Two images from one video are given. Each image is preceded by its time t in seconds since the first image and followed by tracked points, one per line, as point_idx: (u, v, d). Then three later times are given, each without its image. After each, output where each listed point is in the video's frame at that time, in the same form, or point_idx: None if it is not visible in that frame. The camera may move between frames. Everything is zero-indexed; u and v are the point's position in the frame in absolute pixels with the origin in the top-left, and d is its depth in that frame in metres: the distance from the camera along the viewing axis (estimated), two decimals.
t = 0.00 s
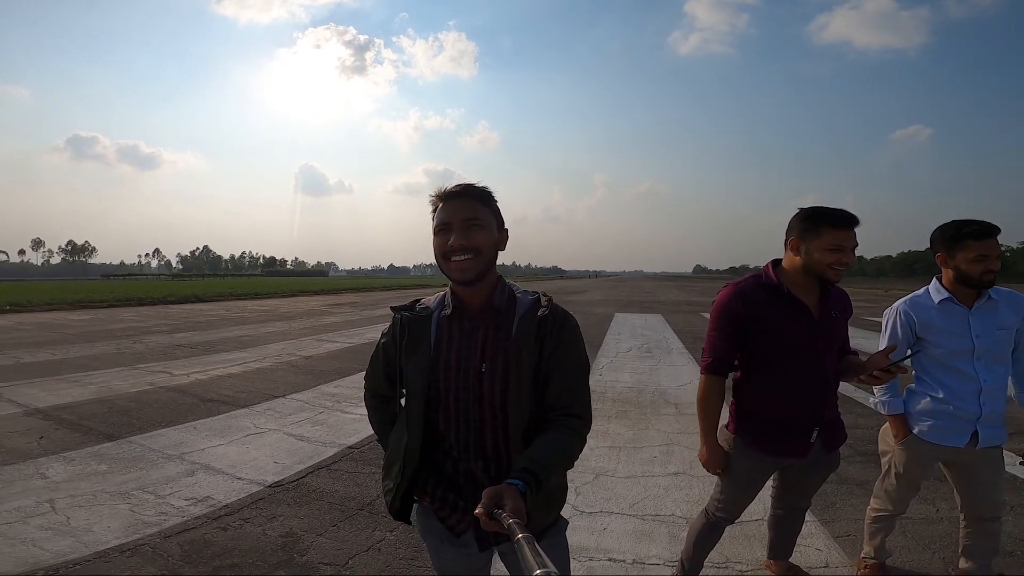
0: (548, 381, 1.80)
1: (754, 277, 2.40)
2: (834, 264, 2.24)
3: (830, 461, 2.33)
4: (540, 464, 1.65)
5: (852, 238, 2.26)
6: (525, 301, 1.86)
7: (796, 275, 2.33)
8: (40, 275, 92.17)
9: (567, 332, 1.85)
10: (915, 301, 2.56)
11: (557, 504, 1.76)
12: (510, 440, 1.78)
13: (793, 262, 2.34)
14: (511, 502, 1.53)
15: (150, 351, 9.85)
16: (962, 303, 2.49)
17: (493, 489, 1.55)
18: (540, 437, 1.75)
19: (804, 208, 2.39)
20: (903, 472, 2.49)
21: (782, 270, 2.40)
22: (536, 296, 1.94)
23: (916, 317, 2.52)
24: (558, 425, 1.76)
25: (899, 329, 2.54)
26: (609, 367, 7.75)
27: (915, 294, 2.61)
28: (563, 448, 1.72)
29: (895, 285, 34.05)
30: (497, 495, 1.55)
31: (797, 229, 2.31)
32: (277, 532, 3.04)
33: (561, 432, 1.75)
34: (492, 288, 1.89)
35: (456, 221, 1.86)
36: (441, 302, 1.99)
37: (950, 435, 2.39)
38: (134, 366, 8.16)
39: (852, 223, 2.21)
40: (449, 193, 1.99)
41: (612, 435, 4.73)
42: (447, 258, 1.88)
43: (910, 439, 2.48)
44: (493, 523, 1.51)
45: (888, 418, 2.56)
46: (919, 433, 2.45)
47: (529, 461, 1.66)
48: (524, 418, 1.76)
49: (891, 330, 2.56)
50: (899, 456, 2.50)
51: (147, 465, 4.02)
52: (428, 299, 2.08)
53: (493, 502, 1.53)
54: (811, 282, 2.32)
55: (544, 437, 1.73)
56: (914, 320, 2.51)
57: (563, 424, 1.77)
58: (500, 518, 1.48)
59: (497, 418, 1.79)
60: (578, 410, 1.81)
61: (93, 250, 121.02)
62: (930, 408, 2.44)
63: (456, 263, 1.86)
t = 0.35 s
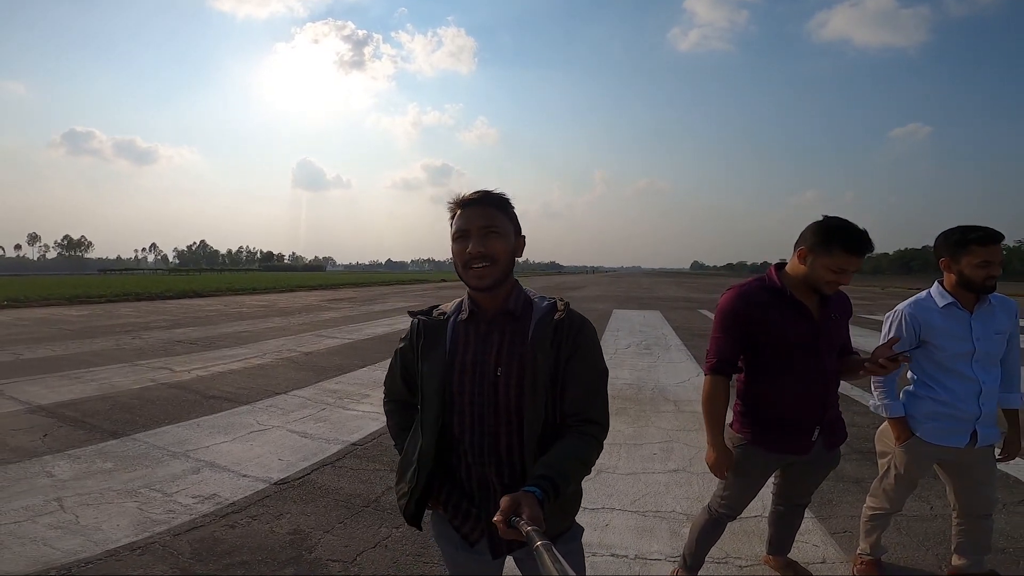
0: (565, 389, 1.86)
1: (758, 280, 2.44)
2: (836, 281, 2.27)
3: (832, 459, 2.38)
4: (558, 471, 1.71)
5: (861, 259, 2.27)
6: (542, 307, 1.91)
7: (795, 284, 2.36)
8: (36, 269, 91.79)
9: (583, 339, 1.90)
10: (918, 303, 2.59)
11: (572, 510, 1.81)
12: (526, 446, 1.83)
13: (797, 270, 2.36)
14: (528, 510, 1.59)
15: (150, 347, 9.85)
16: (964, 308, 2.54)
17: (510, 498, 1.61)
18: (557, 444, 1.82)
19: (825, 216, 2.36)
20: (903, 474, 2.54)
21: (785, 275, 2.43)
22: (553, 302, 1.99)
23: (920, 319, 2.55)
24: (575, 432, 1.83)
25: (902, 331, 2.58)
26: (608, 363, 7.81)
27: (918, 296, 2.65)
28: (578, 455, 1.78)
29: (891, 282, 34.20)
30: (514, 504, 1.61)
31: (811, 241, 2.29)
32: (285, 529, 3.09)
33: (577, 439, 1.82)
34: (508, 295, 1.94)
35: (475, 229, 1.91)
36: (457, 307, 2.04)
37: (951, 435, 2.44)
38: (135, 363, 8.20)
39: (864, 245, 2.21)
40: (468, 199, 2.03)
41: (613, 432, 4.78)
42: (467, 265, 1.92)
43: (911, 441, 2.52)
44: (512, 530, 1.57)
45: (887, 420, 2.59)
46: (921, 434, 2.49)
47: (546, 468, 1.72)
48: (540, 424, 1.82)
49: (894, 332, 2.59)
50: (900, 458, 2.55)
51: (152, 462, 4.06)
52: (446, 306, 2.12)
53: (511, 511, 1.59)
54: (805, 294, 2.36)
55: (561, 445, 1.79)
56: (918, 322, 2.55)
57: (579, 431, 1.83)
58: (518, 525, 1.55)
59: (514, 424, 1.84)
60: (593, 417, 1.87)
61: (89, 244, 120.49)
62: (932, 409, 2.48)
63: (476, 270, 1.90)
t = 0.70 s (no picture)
0: (566, 400, 1.85)
1: (760, 282, 2.44)
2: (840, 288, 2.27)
3: (830, 462, 2.38)
4: (556, 486, 1.71)
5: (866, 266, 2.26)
6: (543, 315, 1.90)
7: (797, 287, 2.35)
8: (30, 262, 91.18)
9: (584, 349, 1.88)
10: (923, 308, 2.58)
11: (570, 523, 1.81)
12: (525, 458, 1.82)
13: (801, 274, 2.35)
14: (526, 526, 1.58)
15: (145, 341, 9.80)
16: (967, 313, 2.55)
17: (508, 514, 1.61)
18: (556, 456, 1.81)
19: (835, 221, 2.33)
20: (899, 479, 2.55)
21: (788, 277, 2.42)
22: (554, 309, 1.97)
23: (925, 324, 2.54)
24: (575, 444, 1.82)
25: (907, 335, 2.57)
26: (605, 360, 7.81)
27: (921, 301, 2.64)
28: (577, 467, 1.78)
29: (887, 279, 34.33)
30: (513, 520, 1.60)
31: (818, 245, 2.27)
32: (281, 528, 3.08)
33: (577, 451, 1.82)
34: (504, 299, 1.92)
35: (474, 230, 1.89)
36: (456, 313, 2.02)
37: (952, 441, 2.44)
38: (129, 357, 8.15)
39: (871, 254, 2.20)
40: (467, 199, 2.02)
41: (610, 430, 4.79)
42: (465, 267, 1.90)
43: (909, 447, 2.53)
44: (511, 548, 1.56)
45: (886, 425, 2.58)
46: (922, 439, 2.49)
47: (545, 483, 1.71)
48: (540, 435, 1.81)
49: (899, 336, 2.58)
50: (897, 464, 2.56)
51: (147, 460, 4.04)
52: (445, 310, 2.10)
53: (510, 528, 1.58)
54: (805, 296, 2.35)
55: (560, 457, 1.79)
56: (924, 327, 2.54)
57: (579, 442, 1.83)
58: (517, 542, 1.54)
59: (514, 435, 1.83)
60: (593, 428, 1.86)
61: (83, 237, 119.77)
62: (934, 415, 2.48)
63: (473, 272, 1.89)
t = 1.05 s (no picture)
0: (564, 394, 1.86)
1: (760, 276, 2.42)
2: (836, 282, 2.26)
3: (827, 457, 2.37)
4: (554, 480, 1.71)
5: (864, 261, 2.25)
6: (541, 306, 1.88)
7: (793, 281, 2.34)
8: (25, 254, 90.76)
9: (582, 343, 1.88)
10: (917, 304, 2.58)
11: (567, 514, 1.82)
12: (522, 451, 1.82)
13: (798, 268, 2.34)
14: (524, 519, 1.59)
15: (140, 334, 9.75)
16: (962, 310, 2.54)
17: (505, 508, 1.62)
18: (554, 449, 1.81)
19: (835, 216, 2.31)
20: (893, 475, 2.55)
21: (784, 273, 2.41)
22: (552, 300, 1.96)
23: (919, 320, 2.54)
24: (572, 438, 1.83)
25: (901, 332, 2.56)
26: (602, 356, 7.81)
27: (917, 297, 2.63)
28: (575, 460, 1.79)
29: (883, 278, 34.43)
30: (510, 514, 1.62)
31: (815, 239, 2.26)
32: (276, 522, 3.06)
33: (574, 444, 1.83)
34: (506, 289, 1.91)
35: (488, 216, 1.87)
36: (450, 303, 1.98)
37: (945, 438, 2.44)
38: (124, 350, 8.11)
39: (869, 248, 2.18)
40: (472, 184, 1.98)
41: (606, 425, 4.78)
42: (473, 253, 1.86)
43: (904, 442, 2.52)
44: (510, 541, 1.58)
45: (881, 421, 2.58)
46: (915, 436, 2.50)
47: (543, 477, 1.72)
48: (538, 429, 1.81)
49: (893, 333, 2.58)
50: (891, 460, 2.56)
51: (141, 453, 4.02)
52: (436, 299, 2.07)
53: (507, 521, 1.60)
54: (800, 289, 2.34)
55: (558, 451, 1.79)
56: (917, 324, 2.53)
57: (576, 435, 1.83)
58: (514, 535, 1.55)
59: (510, 428, 1.83)
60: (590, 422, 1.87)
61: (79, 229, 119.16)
62: (928, 411, 2.48)
63: (485, 258, 1.85)
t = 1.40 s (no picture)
0: (571, 381, 1.83)
1: (765, 269, 2.39)
2: (844, 275, 2.22)
3: (832, 453, 2.34)
4: (563, 467, 1.69)
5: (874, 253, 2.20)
6: (548, 293, 1.85)
7: (800, 274, 2.31)
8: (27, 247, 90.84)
9: (588, 331, 1.86)
10: (921, 299, 2.54)
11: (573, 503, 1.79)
12: (529, 439, 1.80)
13: (805, 261, 2.31)
14: (536, 507, 1.58)
15: (140, 326, 9.73)
16: (967, 304, 2.50)
17: (516, 496, 1.61)
18: (560, 437, 1.79)
19: (844, 208, 2.27)
20: (895, 472, 2.52)
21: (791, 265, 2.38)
22: (558, 287, 1.93)
23: (922, 315, 2.51)
24: (579, 425, 1.80)
25: (904, 326, 2.53)
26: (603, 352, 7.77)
27: (920, 291, 2.60)
28: (582, 447, 1.76)
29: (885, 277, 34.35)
30: (521, 502, 1.61)
31: (825, 231, 2.22)
32: (273, 516, 3.04)
33: (580, 432, 1.79)
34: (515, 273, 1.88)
35: (508, 196, 1.81)
36: (453, 287, 1.93)
37: (947, 434, 2.41)
38: (124, 343, 8.09)
39: (879, 240, 2.14)
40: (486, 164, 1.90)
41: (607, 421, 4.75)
42: (492, 235, 1.80)
43: (906, 438, 2.49)
44: (521, 529, 1.56)
45: (883, 416, 2.55)
46: (917, 432, 2.47)
47: (551, 464, 1.69)
48: (545, 417, 1.79)
49: (896, 327, 2.55)
50: (893, 456, 2.53)
51: (139, 445, 4.00)
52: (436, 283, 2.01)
53: (518, 509, 1.59)
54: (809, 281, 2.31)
55: (565, 438, 1.77)
56: (920, 318, 2.50)
57: (582, 423, 1.81)
58: (526, 523, 1.54)
59: (518, 416, 1.81)
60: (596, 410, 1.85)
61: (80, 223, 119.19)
62: (930, 407, 2.45)
63: (505, 240, 1.80)
